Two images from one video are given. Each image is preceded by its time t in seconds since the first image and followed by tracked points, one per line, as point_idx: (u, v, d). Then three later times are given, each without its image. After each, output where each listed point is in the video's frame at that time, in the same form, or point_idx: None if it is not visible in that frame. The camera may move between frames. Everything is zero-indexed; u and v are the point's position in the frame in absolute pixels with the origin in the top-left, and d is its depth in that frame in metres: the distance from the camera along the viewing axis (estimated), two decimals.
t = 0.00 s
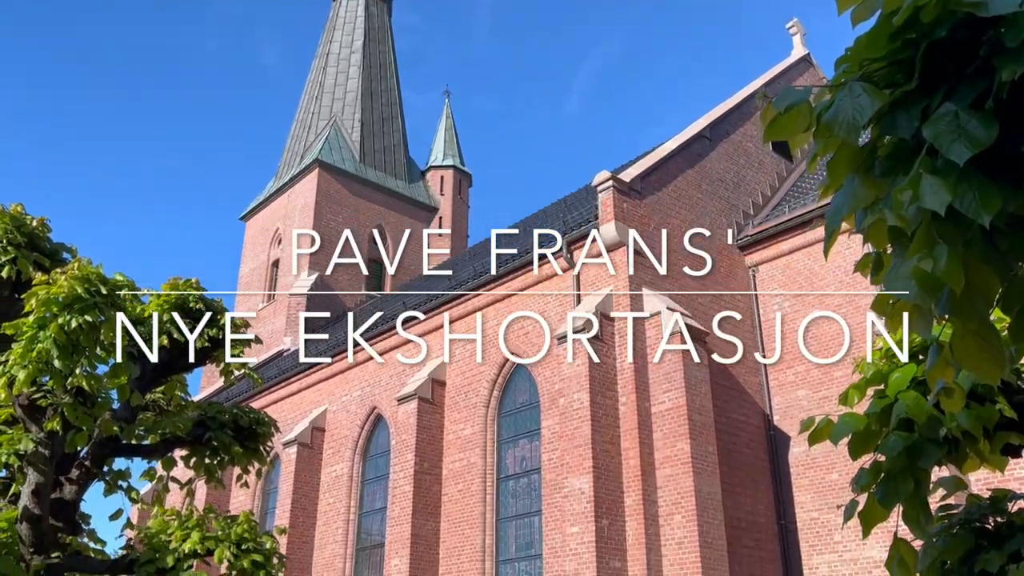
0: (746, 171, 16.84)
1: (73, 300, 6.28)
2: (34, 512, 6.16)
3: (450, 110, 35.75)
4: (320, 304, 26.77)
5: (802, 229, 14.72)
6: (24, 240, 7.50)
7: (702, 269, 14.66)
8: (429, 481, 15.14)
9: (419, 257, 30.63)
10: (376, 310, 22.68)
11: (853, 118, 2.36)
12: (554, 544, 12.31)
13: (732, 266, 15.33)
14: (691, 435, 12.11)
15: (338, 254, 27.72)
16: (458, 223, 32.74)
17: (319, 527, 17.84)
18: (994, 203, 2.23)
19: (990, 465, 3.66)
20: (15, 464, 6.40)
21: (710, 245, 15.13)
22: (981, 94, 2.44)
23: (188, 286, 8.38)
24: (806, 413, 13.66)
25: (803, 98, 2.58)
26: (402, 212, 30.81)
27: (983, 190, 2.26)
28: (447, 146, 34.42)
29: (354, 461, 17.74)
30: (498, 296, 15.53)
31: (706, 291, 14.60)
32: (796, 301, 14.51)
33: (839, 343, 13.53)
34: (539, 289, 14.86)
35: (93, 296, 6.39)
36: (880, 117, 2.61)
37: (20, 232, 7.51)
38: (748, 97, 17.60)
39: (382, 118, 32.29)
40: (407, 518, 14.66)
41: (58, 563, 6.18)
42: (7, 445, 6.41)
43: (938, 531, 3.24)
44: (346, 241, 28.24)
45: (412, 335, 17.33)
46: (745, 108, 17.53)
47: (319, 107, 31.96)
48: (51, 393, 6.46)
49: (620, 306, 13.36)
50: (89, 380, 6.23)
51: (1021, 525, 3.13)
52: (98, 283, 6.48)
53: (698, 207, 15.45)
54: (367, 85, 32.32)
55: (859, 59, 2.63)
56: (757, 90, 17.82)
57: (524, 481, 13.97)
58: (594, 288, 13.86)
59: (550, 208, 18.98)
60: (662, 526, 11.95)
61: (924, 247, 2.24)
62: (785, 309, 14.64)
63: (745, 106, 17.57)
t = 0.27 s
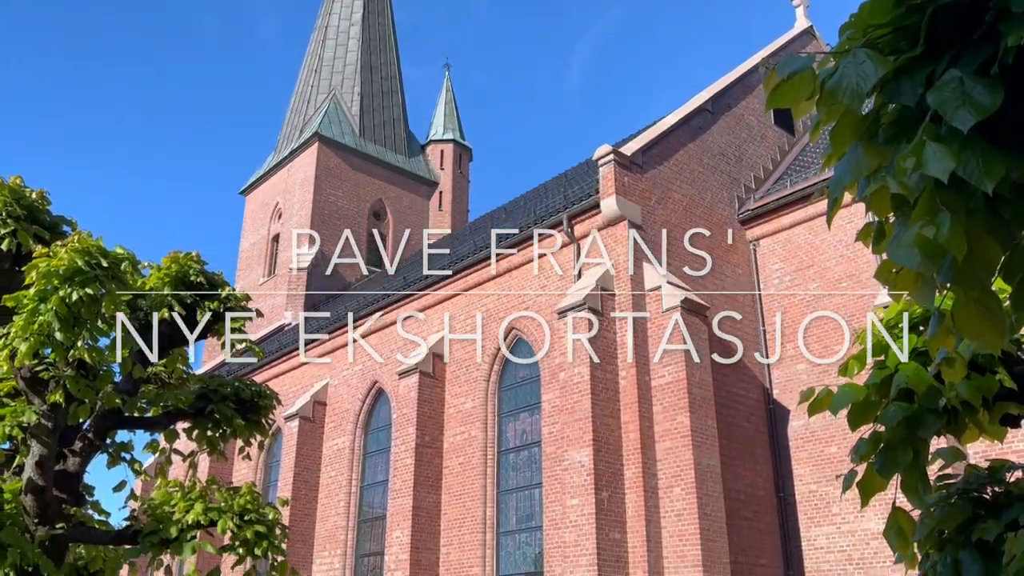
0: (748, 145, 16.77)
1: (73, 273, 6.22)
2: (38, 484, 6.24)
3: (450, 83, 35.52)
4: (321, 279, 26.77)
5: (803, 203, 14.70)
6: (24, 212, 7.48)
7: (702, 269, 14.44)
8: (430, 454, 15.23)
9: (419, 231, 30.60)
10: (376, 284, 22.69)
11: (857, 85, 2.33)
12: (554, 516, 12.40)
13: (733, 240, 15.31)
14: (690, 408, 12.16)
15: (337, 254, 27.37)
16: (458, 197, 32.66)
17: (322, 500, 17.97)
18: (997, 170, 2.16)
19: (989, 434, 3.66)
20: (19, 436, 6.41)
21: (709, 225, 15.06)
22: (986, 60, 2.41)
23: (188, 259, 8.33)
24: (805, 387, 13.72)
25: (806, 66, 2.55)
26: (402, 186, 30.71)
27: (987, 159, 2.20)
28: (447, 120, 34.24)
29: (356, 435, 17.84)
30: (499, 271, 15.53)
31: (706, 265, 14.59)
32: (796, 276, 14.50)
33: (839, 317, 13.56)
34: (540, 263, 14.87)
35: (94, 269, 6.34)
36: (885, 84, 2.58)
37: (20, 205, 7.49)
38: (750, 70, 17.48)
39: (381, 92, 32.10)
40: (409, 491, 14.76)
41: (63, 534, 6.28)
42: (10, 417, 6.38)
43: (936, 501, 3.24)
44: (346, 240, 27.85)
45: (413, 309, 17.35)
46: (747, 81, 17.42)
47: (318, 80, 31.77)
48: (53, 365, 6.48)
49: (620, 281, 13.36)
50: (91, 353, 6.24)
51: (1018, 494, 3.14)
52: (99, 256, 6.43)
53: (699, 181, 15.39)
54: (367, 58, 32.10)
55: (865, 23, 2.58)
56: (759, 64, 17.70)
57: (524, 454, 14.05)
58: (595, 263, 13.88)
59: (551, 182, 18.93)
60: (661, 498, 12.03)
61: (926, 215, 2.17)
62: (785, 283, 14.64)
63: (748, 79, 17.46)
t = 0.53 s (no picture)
0: (750, 119, 16.68)
1: (74, 247, 6.20)
2: (41, 456, 6.27)
3: (450, 58, 35.27)
4: (322, 255, 26.73)
5: (805, 178, 14.65)
6: (23, 185, 7.46)
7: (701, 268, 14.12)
8: (431, 428, 15.30)
9: (419, 207, 30.52)
10: (376, 260, 22.66)
11: (863, 53, 2.30)
12: (555, 489, 12.48)
13: (733, 215, 15.28)
14: (691, 382, 12.19)
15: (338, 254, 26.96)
16: (458, 172, 32.54)
17: (323, 474, 18.07)
18: (1006, 138, 2.10)
19: (989, 406, 3.65)
20: (22, 409, 6.40)
21: (710, 200, 15.01)
22: (994, 25, 2.36)
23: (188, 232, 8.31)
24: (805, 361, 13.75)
25: (812, 32, 2.52)
26: (401, 161, 30.57)
27: (995, 124, 2.13)
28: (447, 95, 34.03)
29: (357, 409, 17.91)
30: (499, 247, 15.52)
31: (707, 240, 14.58)
32: (797, 250, 14.48)
33: (840, 291, 13.56)
34: (540, 239, 14.86)
35: (94, 242, 6.34)
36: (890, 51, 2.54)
37: (19, 177, 7.47)
38: (752, 44, 17.36)
39: (381, 66, 31.90)
40: (410, 464, 14.85)
41: (66, 506, 6.34)
42: (14, 391, 6.33)
43: (936, 471, 3.26)
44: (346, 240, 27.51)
45: (414, 285, 17.36)
46: (749, 54, 17.29)
47: (318, 54, 31.56)
48: (54, 338, 6.48)
49: (621, 256, 13.34)
50: (92, 326, 6.22)
51: (1017, 465, 3.15)
52: (100, 230, 6.41)
53: (701, 155, 15.31)
54: (366, 32, 31.86)
55: None
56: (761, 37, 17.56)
57: (524, 428, 14.13)
58: (595, 238, 13.88)
59: (552, 157, 18.88)
60: (661, 471, 12.10)
61: (931, 181, 2.12)
62: (786, 258, 14.62)
63: (750, 53, 17.34)
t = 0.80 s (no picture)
0: (751, 93, 16.58)
1: (74, 221, 6.20)
2: (44, 430, 6.26)
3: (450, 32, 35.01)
4: (322, 231, 26.70)
5: (806, 152, 14.58)
6: (22, 159, 7.42)
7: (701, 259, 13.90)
8: (433, 403, 15.35)
9: (419, 182, 30.42)
10: (377, 236, 22.63)
11: (868, 17, 2.27)
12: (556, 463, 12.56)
13: (734, 191, 15.23)
14: (691, 357, 12.21)
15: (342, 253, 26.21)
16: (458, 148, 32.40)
17: (325, 449, 18.16)
18: (1013, 102, 2.06)
19: (990, 376, 3.65)
20: (24, 382, 6.42)
21: (711, 176, 14.96)
22: None
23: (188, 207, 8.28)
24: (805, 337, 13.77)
25: None
26: (401, 137, 30.44)
27: (1001, 89, 2.08)
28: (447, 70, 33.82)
29: (358, 385, 17.97)
30: (500, 222, 15.49)
31: (708, 215, 14.54)
32: (798, 225, 14.44)
33: (840, 266, 13.56)
34: (541, 214, 14.82)
35: (94, 217, 6.33)
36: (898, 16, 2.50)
37: (18, 151, 7.42)
38: (754, 17, 17.23)
39: (380, 41, 31.68)
40: (411, 439, 14.92)
41: (70, 479, 6.39)
42: (15, 364, 6.38)
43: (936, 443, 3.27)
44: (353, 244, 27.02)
45: (415, 261, 17.35)
46: (751, 28, 17.16)
47: (317, 28, 31.34)
48: (55, 313, 6.49)
49: (622, 231, 13.30)
50: (92, 301, 6.21)
51: (1016, 436, 3.15)
52: (99, 203, 6.40)
53: (702, 130, 15.23)
54: (365, 6, 31.61)
55: None
56: (763, 11, 17.43)
57: (524, 403, 14.18)
58: (596, 213, 13.84)
59: (552, 132, 18.80)
60: (661, 446, 12.16)
61: (935, 148, 2.08)
62: (787, 233, 14.60)
63: (752, 26, 17.20)
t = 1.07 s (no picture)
0: (753, 68, 16.47)
1: (72, 195, 6.18)
2: (46, 405, 6.31)
3: (449, 7, 34.73)
4: (321, 207, 26.64)
5: (808, 128, 14.51)
6: (20, 133, 7.39)
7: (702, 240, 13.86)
8: (434, 380, 15.39)
9: (419, 159, 30.30)
10: (376, 213, 22.59)
11: None
12: (556, 439, 12.61)
13: (736, 166, 15.17)
14: (691, 333, 12.23)
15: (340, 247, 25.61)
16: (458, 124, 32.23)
17: (326, 426, 18.23)
18: (1016, 67, 2.01)
19: (990, 348, 3.63)
20: (25, 357, 6.43)
21: (712, 152, 14.90)
22: None
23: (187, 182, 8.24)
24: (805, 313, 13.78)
25: None
26: (401, 113, 30.29)
27: (1006, 54, 2.04)
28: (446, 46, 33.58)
29: (359, 361, 18.01)
30: (500, 199, 15.46)
31: (708, 191, 14.50)
32: (799, 201, 14.40)
33: (840, 243, 13.55)
34: (541, 191, 14.79)
35: (93, 191, 6.31)
36: None
37: (15, 126, 7.38)
38: None
39: (379, 16, 31.45)
40: (412, 416, 14.98)
41: (72, 453, 6.42)
42: (16, 339, 6.37)
43: (935, 415, 3.27)
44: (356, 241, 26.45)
45: (415, 238, 17.33)
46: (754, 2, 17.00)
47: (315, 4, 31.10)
48: (55, 288, 6.48)
49: (623, 208, 13.27)
50: (92, 276, 6.19)
51: (1015, 408, 3.16)
52: (97, 177, 6.37)
53: (704, 105, 15.15)
54: None
55: None
56: None
57: (524, 380, 14.22)
58: (597, 189, 13.81)
59: (552, 108, 18.71)
60: (661, 421, 12.20)
61: (938, 113, 2.05)
62: (788, 209, 14.57)
63: None
